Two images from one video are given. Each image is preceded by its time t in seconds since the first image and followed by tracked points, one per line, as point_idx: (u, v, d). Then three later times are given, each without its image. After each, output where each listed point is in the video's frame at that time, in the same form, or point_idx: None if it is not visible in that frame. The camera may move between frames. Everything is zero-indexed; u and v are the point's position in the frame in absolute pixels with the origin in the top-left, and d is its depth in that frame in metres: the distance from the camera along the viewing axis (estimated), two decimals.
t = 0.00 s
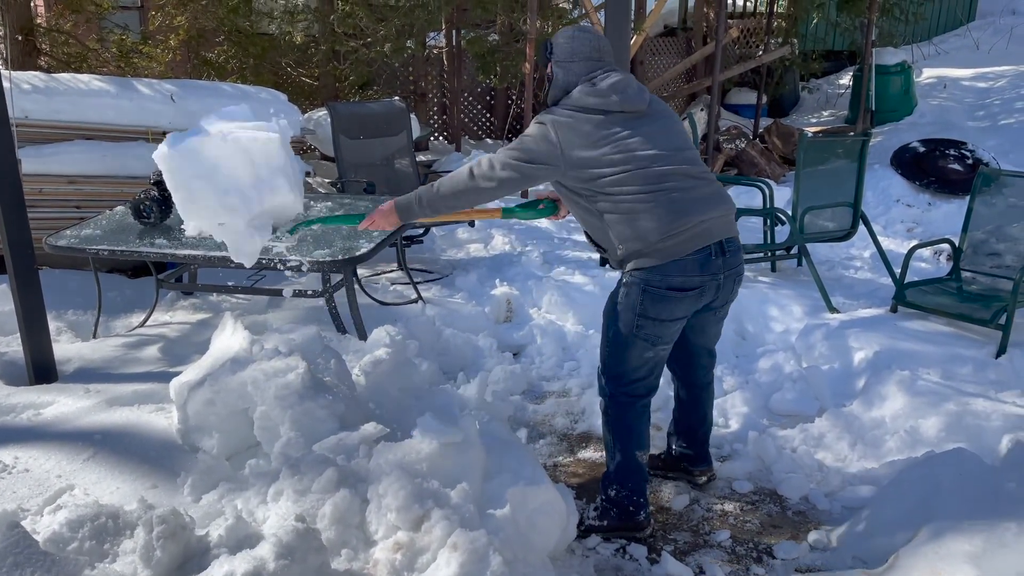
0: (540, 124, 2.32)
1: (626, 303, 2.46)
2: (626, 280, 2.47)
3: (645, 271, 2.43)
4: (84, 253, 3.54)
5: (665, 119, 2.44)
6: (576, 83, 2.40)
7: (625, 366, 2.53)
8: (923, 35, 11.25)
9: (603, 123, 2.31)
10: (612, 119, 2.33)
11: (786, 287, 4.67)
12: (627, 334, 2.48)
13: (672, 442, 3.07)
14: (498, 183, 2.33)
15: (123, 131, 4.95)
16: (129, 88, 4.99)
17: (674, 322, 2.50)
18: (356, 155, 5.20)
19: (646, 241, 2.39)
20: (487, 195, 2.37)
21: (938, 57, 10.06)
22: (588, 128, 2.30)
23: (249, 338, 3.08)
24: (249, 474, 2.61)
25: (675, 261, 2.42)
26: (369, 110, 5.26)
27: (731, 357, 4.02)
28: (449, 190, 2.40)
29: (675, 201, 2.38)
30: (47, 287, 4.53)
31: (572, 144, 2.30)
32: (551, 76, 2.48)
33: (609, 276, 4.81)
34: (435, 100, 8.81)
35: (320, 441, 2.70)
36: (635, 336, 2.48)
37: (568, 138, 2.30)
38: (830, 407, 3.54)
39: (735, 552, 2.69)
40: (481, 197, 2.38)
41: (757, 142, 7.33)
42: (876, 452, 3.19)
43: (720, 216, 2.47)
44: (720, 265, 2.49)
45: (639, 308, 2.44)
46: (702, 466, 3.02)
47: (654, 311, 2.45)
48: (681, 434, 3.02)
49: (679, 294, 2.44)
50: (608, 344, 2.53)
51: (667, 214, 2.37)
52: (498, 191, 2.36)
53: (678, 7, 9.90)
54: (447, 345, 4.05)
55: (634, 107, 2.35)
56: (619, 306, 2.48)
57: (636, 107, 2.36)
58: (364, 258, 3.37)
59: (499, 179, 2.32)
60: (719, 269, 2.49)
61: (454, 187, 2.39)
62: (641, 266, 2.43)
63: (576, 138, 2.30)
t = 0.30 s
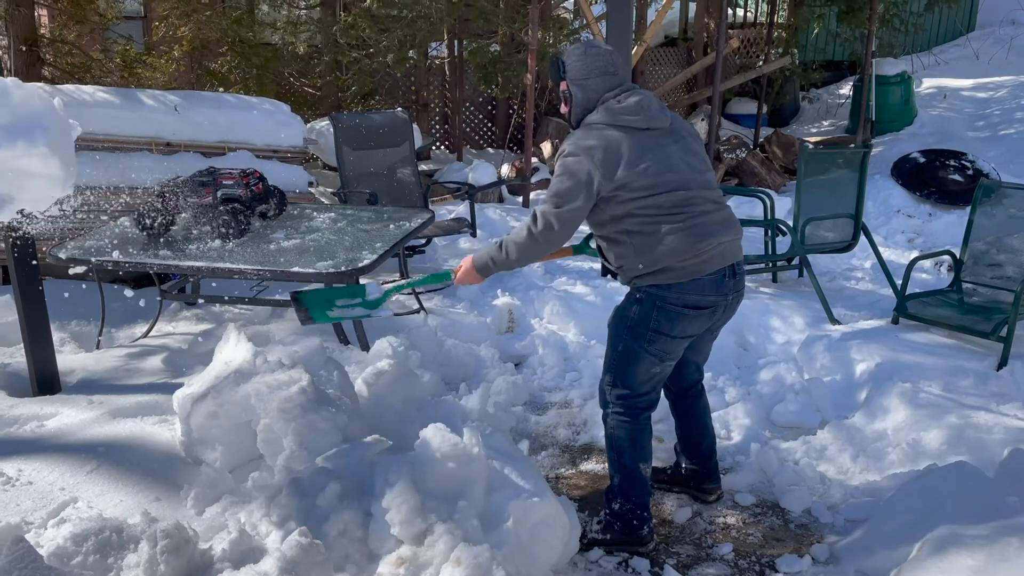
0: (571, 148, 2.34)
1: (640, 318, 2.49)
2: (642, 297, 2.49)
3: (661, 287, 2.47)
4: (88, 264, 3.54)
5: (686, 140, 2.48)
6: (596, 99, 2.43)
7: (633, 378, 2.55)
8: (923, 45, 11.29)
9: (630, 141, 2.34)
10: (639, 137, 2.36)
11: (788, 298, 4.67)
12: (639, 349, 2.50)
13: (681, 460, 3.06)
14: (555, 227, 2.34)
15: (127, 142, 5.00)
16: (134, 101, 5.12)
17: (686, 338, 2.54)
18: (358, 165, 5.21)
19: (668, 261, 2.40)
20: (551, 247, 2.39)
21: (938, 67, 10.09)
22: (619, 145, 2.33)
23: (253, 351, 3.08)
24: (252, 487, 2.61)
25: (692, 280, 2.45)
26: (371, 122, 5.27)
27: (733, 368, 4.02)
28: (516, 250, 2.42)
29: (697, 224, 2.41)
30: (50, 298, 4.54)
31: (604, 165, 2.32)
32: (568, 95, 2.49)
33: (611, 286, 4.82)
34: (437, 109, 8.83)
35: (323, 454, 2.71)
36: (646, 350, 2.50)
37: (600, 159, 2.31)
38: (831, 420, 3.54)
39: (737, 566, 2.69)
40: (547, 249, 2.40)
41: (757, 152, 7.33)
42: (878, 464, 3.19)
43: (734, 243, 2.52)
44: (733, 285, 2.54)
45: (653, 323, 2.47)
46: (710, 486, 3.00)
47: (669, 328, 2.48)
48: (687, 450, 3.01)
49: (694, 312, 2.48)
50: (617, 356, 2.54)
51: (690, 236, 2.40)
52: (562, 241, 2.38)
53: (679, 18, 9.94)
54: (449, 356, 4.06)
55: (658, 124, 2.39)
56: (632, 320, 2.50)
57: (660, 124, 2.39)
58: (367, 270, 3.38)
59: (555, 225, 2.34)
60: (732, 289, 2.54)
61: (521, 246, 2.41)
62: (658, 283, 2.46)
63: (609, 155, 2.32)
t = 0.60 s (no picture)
0: (611, 172, 2.40)
1: (678, 315, 2.50)
2: (680, 297, 2.52)
3: (700, 287, 2.50)
4: (88, 271, 3.54)
5: (717, 143, 2.50)
6: (622, 122, 2.49)
7: (669, 378, 2.55)
8: (923, 51, 11.31)
9: (662, 155, 2.38)
10: (671, 150, 2.40)
11: (789, 305, 4.67)
12: (677, 347, 2.51)
13: (684, 467, 3.05)
14: (637, 262, 2.47)
15: (128, 149, 5.00)
16: (134, 106, 5.09)
17: (721, 339, 2.55)
18: (358, 171, 5.20)
19: (710, 264, 2.46)
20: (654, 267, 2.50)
21: (938, 73, 10.11)
22: (655, 164, 2.37)
23: (253, 358, 3.07)
24: (253, 496, 2.60)
25: (730, 280, 2.49)
26: (370, 128, 5.23)
27: (734, 375, 4.02)
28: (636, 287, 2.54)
29: (736, 227, 2.47)
30: (50, 305, 4.53)
31: (646, 186, 2.37)
32: (594, 124, 2.55)
33: (612, 293, 4.80)
34: (437, 116, 8.84)
35: (323, 462, 2.70)
36: (684, 349, 2.51)
37: (641, 178, 2.36)
38: (832, 427, 3.54)
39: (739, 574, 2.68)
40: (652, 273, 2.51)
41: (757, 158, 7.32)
42: (881, 472, 3.19)
43: (769, 243, 2.57)
44: (767, 288, 2.59)
45: (692, 322, 2.49)
46: (714, 495, 3.00)
47: (706, 326, 2.50)
48: (692, 457, 3.00)
49: (730, 312, 2.51)
50: (655, 354, 2.54)
51: (731, 240, 2.45)
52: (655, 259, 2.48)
53: (679, 24, 9.95)
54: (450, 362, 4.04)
55: (687, 135, 2.41)
56: (670, 318, 2.51)
57: (689, 135, 2.42)
58: (367, 277, 3.38)
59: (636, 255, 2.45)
60: (767, 291, 2.58)
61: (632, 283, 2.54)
62: (696, 282, 2.49)
63: (649, 175, 2.37)
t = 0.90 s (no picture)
0: (615, 198, 2.48)
1: (698, 313, 2.47)
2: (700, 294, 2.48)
3: (721, 285, 2.46)
4: (86, 274, 3.54)
5: (716, 151, 2.55)
6: (620, 147, 2.52)
7: (687, 376, 2.52)
8: (920, 54, 11.33)
9: (661, 171, 2.45)
10: (670, 165, 2.47)
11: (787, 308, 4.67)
12: (696, 345, 2.48)
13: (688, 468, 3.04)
14: (650, 282, 2.54)
15: (126, 152, 5.00)
16: (132, 110, 5.09)
17: (742, 338, 2.52)
18: (357, 174, 5.20)
19: (730, 262, 2.44)
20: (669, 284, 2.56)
21: (935, 76, 10.13)
22: (656, 181, 2.44)
23: (251, 361, 3.07)
24: (251, 499, 2.60)
25: (752, 278, 2.46)
26: (369, 131, 5.25)
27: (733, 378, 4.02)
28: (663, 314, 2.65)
29: (749, 224, 2.45)
30: (47, 308, 4.53)
31: (649, 202, 2.43)
32: (595, 157, 2.59)
33: (611, 295, 4.80)
34: (435, 118, 8.85)
35: (322, 465, 2.70)
36: (703, 346, 2.48)
37: (645, 196, 2.43)
38: (831, 429, 3.54)
39: None
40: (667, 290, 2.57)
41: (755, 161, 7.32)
42: (879, 474, 3.19)
43: (789, 237, 2.53)
44: (791, 285, 2.54)
45: (712, 319, 2.46)
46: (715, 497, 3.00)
47: (727, 325, 2.46)
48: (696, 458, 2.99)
49: (751, 310, 2.48)
50: (673, 352, 2.51)
51: (748, 235, 2.44)
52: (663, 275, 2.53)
53: (676, 27, 9.97)
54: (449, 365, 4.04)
55: (682, 149, 2.48)
56: (690, 316, 2.48)
57: (684, 148, 2.48)
58: (366, 279, 3.38)
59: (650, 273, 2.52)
60: (790, 289, 2.54)
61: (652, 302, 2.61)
62: (716, 280, 2.47)
63: (651, 192, 2.43)
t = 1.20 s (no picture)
0: (595, 234, 2.31)
1: (703, 331, 2.37)
2: (702, 311, 2.38)
3: (724, 301, 2.36)
4: (77, 275, 3.53)
5: (680, 181, 2.47)
6: (588, 193, 2.40)
7: (691, 396, 2.41)
8: (911, 54, 11.37)
9: (637, 204, 2.35)
10: (645, 199, 2.37)
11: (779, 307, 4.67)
12: (702, 363, 2.37)
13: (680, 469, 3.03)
14: (635, 325, 2.30)
15: (117, 153, 4.98)
16: (123, 110, 5.07)
17: (748, 352, 2.42)
18: (350, 174, 5.19)
19: (727, 279, 2.33)
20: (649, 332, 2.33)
21: (926, 75, 10.17)
22: (632, 216, 2.31)
23: (242, 362, 3.06)
24: (242, 500, 2.59)
25: (754, 289, 2.36)
26: (362, 131, 5.24)
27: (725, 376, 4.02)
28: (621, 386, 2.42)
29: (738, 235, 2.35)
30: (38, 310, 4.51)
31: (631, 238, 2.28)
32: (564, 207, 2.45)
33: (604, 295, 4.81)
34: (428, 119, 8.85)
35: (314, 465, 2.70)
36: (709, 365, 2.38)
37: (627, 227, 2.29)
38: (823, 427, 3.54)
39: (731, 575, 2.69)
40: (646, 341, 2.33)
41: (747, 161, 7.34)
42: (871, 472, 3.20)
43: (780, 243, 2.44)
44: (792, 293, 2.44)
45: (717, 336, 2.36)
46: (704, 496, 2.99)
47: (734, 340, 2.37)
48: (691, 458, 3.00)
49: (757, 323, 2.38)
50: (677, 372, 2.40)
51: (740, 246, 2.34)
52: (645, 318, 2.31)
53: (668, 27, 9.98)
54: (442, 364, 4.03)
55: (647, 183, 2.40)
56: (694, 334, 2.38)
57: (649, 182, 2.40)
58: (358, 279, 3.38)
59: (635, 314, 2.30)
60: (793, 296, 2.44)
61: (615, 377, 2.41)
62: (717, 299, 2.36)
63: (631, 227, 2.29)
